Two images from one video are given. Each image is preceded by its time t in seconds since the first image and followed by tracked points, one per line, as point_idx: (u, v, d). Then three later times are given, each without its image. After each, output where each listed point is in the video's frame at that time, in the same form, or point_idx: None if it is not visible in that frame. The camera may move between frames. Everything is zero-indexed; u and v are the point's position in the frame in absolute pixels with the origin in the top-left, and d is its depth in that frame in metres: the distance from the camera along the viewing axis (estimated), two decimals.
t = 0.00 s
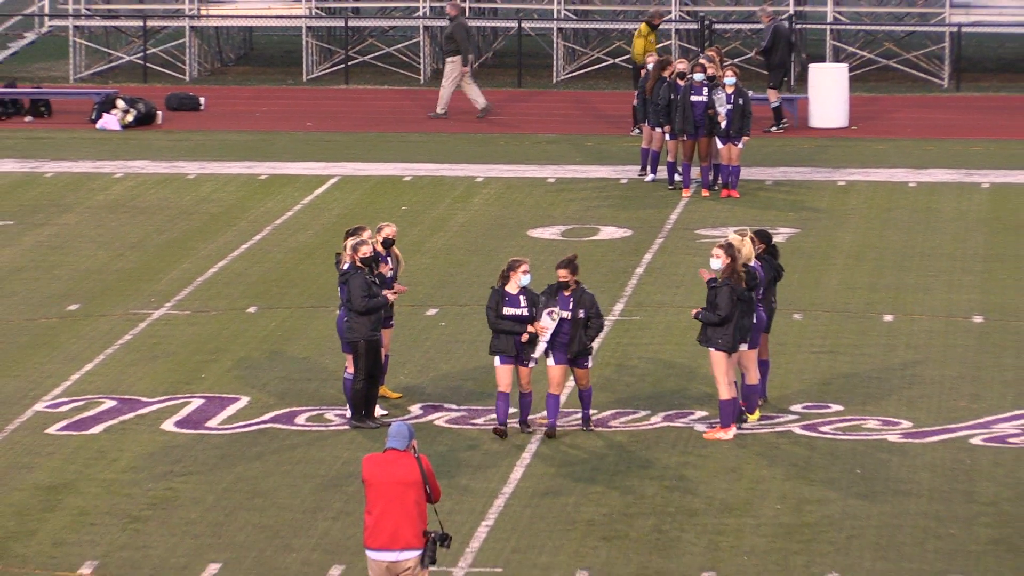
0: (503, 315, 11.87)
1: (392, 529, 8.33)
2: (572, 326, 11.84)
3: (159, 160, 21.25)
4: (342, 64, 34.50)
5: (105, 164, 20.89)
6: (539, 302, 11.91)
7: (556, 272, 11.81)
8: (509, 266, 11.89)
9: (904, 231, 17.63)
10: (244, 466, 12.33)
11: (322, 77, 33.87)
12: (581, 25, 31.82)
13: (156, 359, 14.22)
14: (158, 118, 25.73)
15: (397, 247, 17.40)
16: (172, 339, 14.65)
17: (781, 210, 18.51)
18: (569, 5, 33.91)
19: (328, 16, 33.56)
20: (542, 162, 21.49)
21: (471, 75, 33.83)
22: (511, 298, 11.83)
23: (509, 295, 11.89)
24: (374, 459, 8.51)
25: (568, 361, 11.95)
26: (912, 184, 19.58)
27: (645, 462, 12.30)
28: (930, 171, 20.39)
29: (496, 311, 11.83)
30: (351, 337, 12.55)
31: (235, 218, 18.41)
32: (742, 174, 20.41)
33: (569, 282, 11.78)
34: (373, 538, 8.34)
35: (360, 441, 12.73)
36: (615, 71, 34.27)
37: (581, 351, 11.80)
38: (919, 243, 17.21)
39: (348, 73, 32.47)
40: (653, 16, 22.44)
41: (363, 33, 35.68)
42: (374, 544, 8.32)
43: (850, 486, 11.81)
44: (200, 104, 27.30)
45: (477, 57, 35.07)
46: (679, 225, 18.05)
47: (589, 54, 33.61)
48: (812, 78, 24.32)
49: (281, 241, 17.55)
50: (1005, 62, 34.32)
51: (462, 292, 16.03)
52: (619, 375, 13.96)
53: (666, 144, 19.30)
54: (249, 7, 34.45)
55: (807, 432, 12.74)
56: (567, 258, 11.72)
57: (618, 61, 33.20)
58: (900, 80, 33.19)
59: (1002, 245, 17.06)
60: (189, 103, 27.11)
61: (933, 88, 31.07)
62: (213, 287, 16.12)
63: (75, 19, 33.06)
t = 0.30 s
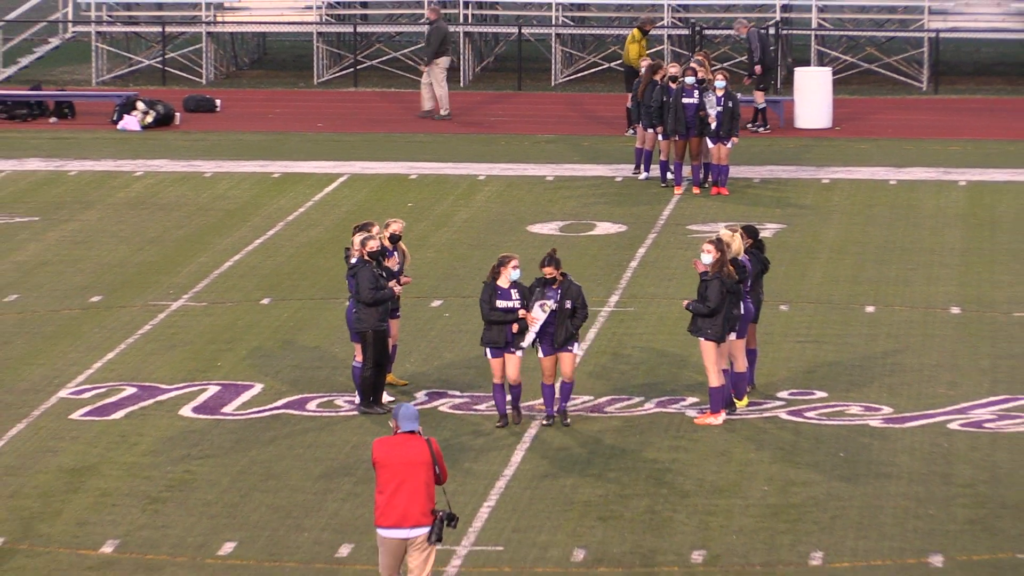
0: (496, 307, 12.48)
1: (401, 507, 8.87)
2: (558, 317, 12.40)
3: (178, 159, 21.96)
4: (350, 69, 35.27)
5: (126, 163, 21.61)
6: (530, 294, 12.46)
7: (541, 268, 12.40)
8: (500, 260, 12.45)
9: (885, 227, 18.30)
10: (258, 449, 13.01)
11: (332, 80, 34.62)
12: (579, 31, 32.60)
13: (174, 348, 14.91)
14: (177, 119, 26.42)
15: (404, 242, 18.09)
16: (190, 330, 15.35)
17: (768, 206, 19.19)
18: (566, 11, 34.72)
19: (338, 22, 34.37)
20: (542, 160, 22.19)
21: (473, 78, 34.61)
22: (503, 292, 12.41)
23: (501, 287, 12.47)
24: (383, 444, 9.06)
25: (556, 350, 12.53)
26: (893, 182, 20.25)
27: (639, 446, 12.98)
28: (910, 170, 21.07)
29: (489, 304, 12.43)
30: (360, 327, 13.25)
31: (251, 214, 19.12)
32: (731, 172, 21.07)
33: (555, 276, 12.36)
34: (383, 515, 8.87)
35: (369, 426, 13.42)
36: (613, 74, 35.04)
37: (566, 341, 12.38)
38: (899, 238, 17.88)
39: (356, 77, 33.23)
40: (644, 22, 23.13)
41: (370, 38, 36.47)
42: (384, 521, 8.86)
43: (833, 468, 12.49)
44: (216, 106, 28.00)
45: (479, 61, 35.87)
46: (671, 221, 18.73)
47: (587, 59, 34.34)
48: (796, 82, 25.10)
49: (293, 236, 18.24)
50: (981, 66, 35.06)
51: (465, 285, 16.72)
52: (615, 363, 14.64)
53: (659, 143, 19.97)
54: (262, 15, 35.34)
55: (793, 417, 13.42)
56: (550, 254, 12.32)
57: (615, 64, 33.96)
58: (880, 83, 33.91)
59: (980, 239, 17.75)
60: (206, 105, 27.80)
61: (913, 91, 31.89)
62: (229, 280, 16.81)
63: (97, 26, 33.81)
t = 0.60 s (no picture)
0: (492, 304, 12.95)
1: (414, 484, 9.22)
2: (553, 314, 12.90)
3: (195, 156, 22.69)
4: (360, 69, 36.01)
5: (145, 160, 22.35)
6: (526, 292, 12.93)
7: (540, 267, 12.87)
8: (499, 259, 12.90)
9: (868, 220, 19.01)
10: (271, 432, 13.70)
11: (342, 80, 35.36)
12: (578, 34, 33.38)
13: (191, 336, 15.64)
14: (194, 117, 27.17)
15: (410, 234, 18.80)
16: (206, 318, 16.07)
17: (756, 201, 19.91)
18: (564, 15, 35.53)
19: (347, 26, 35.17)
20: (542, 156, 22.91)
21: (476, 79, 35.39)
22: (501, 290, 12.86)
23: (498, 286, 12.94)
24: (389, 424, 9.32)
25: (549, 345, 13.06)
26: (875, 178, 20.98)
27: (634, 429, 13.67)
28: (891, 166, 21.81)
29: (487, 301, 12.90)
30: (367, 316, 13.91)
31: (265, 208, 19.85)
32: (721, 168, 21.77)
33: (551, 276, 12.87)
34: (399, 494, 9.21)
35: (377, 409, 14.13)
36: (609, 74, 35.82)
37: (561, 337, 12.88)
38: (880, 230, 18.59)
39: (365, 77, 33.97)
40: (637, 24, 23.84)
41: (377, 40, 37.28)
42: (399, 500, 9.20)
43: (818, 451, 13.16)
44: (232, 105, 28.69)
45: (481, 62, 36.66)
46: (665, 214, 19.44)
47: (584, 61, 35.13)
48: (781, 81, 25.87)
49: (304, 229, 18.96)
50: (959, 66, 35.84)
51: (468, 275, 17.43)
52: (611, 350, 15.35)
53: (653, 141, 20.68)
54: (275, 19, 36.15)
55: (780, 401, 14.12)
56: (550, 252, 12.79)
57: (611, 66, 34.75)
58: (862, 83, 34.67)
59: (957, 232, 18.47)
60: (222, 104, 28.49)
61: (893, 92, 32.73)
62: (244, 271, 17.53)
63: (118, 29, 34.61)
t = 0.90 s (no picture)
0: (490, 295, 13.48)
1: (436, 462, 9.83)
2: (549, 306, 13.39)
3: (211, 153, 23.43)
4: (367, 71, 36.70)
5: (163, 157, 23.08)
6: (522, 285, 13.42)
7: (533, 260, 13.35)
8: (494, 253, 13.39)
9: (852, 214, 19.88)
10: (284, 417, 14.35)
11: (351, 82, 36.01)
12: (576, 37, 34.18)
13: (208, 325, 16.38)
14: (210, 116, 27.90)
15: (416, 228, 19.54)
16: (222, 308, 16.83)
17: (746, 196, 20.69)
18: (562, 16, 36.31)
19: (355, 30, 35.99)
20: (542, 153, 23.66)
21: (478, 79, 36.22)
22: (497, 283, 13.38)
23: (495, 279, 13.45)
24: (405, 406, 9.86)
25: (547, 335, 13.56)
26: (859, 174, 21.77)
27: (629, 414, 14.35)
28: (875, 162, 22.59)
29: (484, 294, 13.42)
30: (377, 306, 14.65)
31: (278, 203, 20.59)
32: (713, 164, 22.52)
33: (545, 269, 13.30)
34: (423, 473, 9.78)
35: (384, 394, 14.84)
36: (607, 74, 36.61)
37: (557, 328, 13.39)
38: (864, 225, 19.43)
39: (373, 78, 34.73)
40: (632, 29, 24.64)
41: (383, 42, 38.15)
42: (422, 478, 9.79)
43: (805, 434, 13.78)
44: (245, 104, 29.41)
45: (483, 64, 37.49)
46: (659, 208, 20.20)
47: (582, 61, 35.94)
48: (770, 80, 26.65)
49: (315, 224, 19.71)
50: (940, 67, 36.68)
51: (471, 266, 18.16)
52: (608, 338, 16.07)
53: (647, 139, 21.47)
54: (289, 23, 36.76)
55: (768, 386, 14.83)
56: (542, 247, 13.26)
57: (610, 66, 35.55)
58: (845, 84, 35.40)
59: (936, 227, 19.35)
60: (236, 103, 29.21)
61: (876, 91, 33.56)
62: (257, 264, 18.28)
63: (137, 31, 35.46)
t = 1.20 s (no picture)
0: (483, 292, 13.43)
1: (476, 445, 9.93)
2: (545, 303, 13.50)
3: (214, 146, 23.55)
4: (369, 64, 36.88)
5: (167, 150, 23.21)
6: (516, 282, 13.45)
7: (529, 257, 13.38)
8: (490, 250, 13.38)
9: (850, 206, 20.03)
10: (286, 407, 14.37)
11: (352, 75, 36.16)
12: (578, 30, 34.31)
13: (210, 317, 16.49)
14: (212, 110, 28.01)
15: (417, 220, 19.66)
16: (224, 300, 16.96)
17: (745, 188, 20.84)
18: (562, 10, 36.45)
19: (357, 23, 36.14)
20: (542, 146, 23.78)
21: (479, 73, 36.35)
22: (493, 280, 13.36)
23: (489, 276, 13.42)
24: (447, 391, 9.86)
25: (542, 333, 13.65)
26: (857, 166, 21.90)
27: (629, 404, 14.39)
28: (872, 155, 22.71)
29: (477, 290, 13.38)
30: (378, 297, 14.77)
31: (280, 196, 20.72)
32: (712, 157, 22.64)
33: (542, 267, 13.37)
34: (466, 457, 9.85)
35: (385, 384, 14.92)
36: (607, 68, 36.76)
37: (554, 325, 13.51)
38: (862, 217, 19.58)
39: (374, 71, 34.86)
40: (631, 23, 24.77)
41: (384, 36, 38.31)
42: (465, 462, 9.86)
43: (804, 425, 13.81)
44: (248, 98, 29.53)
45: (484, 58, 37.64)
46: (658, 201, 20.33)
47: (581, 55, 36.06)
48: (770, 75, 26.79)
49: (316, 216, 19.83)
50: (936, 62, 36.85)
51: (472, 258, 18.27)
52: (607, 330, 16.16)
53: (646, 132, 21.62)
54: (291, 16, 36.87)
55: (767, 377, 14.92)
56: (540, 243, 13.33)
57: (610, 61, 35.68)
58: (843, 77, 35.56)
59: (933, 219, 19.49)
60: (239, 97, 29.33)
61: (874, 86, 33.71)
62: (259, 256, 18.41)
63: (142, 26, 35.55)
